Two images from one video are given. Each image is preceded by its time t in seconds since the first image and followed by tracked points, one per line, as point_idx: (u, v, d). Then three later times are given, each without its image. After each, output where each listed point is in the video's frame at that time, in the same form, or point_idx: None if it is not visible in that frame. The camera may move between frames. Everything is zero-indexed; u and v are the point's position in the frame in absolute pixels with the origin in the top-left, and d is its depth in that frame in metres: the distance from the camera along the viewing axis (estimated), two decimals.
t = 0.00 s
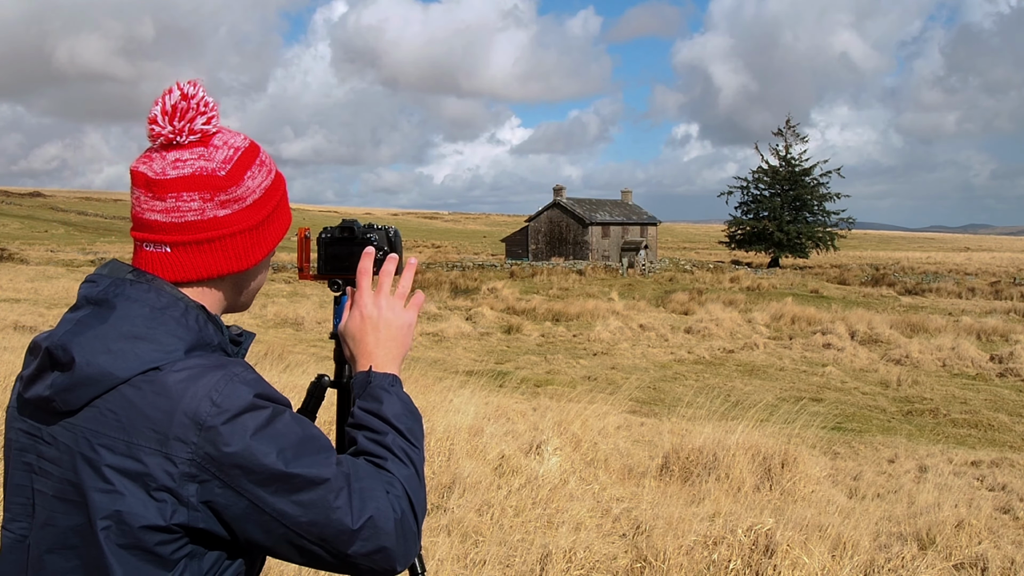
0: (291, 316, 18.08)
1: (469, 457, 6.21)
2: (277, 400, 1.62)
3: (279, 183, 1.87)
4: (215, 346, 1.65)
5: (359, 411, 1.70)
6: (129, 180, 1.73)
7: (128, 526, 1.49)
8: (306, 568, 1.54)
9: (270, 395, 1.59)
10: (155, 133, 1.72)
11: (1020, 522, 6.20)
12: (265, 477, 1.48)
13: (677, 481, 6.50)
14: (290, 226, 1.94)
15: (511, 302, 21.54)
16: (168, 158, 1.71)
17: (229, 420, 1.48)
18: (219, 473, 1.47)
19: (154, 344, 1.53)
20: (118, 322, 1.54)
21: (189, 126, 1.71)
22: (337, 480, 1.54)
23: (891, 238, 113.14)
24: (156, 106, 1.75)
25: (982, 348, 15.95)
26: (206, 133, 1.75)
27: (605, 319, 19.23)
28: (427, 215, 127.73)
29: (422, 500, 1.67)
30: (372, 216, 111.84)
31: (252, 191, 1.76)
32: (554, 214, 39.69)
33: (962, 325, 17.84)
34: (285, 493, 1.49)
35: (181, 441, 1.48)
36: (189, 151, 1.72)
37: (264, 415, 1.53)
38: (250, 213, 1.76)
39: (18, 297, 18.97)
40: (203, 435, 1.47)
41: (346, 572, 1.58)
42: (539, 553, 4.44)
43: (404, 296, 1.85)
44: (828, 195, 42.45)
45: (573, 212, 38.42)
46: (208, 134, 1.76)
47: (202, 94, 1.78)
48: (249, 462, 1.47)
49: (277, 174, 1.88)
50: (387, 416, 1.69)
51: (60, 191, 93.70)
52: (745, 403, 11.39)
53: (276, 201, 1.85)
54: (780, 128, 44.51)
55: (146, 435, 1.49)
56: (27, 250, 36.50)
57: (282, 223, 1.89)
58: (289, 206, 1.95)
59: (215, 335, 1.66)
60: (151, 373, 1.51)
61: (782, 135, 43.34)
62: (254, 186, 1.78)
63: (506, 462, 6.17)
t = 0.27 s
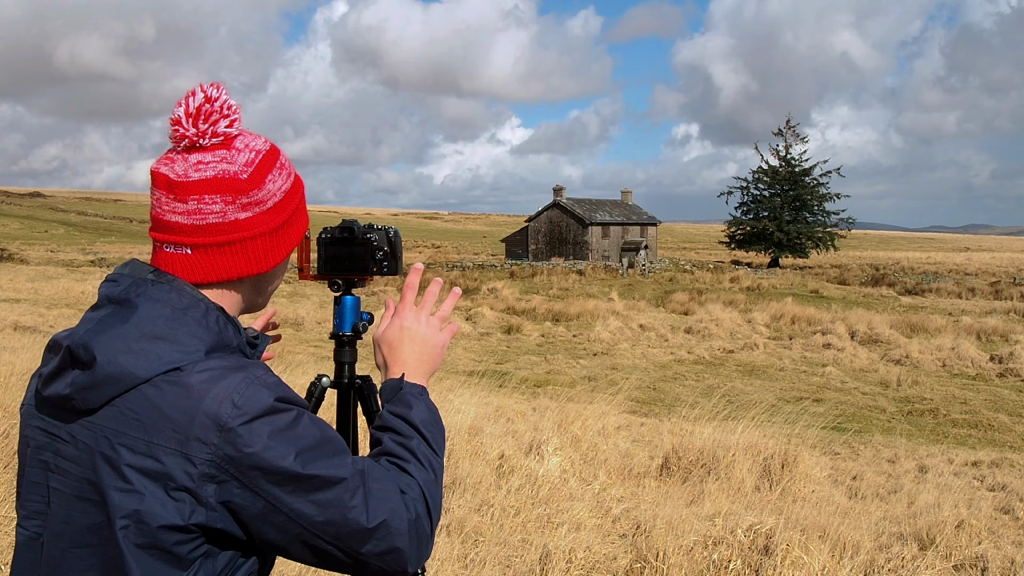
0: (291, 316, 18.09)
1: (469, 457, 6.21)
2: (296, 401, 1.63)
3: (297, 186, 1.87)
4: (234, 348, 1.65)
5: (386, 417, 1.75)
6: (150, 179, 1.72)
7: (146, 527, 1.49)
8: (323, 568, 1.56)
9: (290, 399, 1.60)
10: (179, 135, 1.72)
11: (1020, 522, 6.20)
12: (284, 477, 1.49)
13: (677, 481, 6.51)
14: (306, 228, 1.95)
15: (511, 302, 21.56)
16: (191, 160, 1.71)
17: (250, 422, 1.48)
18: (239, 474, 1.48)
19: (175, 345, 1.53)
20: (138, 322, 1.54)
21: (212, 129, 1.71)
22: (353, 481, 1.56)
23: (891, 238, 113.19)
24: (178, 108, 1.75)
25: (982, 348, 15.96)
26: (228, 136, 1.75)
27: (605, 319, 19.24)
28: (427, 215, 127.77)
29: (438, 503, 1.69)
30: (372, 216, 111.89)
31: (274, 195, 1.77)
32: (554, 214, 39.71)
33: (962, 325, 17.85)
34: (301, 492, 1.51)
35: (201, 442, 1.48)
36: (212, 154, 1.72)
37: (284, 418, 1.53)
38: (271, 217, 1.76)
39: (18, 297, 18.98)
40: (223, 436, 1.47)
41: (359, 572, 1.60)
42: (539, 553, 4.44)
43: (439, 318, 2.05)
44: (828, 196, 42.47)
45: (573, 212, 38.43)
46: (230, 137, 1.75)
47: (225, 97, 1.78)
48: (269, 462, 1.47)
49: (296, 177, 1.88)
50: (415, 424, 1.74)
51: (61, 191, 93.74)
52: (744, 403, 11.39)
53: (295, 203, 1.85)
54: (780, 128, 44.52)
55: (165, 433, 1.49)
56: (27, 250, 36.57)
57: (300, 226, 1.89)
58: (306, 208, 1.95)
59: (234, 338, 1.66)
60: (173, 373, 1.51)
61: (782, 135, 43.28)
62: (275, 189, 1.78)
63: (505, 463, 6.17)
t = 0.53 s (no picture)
0: (291, 316, 18.08)
1: (469, 458, 6.21)
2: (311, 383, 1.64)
3: (292, 174, 1.86)
4: (246, 338, 1.65)
5: (403, 373, 1.74)
6: (144, 183, 1.72)
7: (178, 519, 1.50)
8: (356, 534, 1.58)
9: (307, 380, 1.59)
10: (166, 136, 1.72)
11: (1020, 522, 6.20)
12: (311, 457, 1.49)
13: (677, 481, 6.50)
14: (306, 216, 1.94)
15: (511, 302, 21.55)
16: (180, 160, 1.70)
17: (274, 408, 1.49)
18: (267, 458, 1.48)
19: (189, 338, 1.53)
20: (156, 315, 1.53)
21: (198, 127, 1.70)
22: (377, 448, 1.56)
23: (890, 238, 113.24)
24: (164, 109, 1.74)
25: (982, 348, 15.96)
26: (216, 132, 1.74)
27: (605, 319, 19.24)
28: (427, 215, 127.77)
29: (461, 455, 1.71)
30: (371, 216, 111.90)
31: (267, 185, 1.75)
32: (554, 214, 39.71)
33: (962, 325, 17.84)
34: (327, 467, 1.51)
35: (227, 434, 1.48)
36: (201, 151, 1.71)
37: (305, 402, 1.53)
38: (267, 209, 1.75)
39: (18, 297, 18.97)
40: (246, 425, 1.48)
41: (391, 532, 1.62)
42: (539, 553, 4.43)
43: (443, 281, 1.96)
44: (828, 196, 42.47)
45: (573, 212, 38.43)
46: (218, 132, 1.74)
47: (209, 92, 1.77)
48: (294, 446, 1.47)
49: (290, 164, 1.87)
50: (434, 384, 1.74)
51: (60, 191, 93.75)
52: (744, 403, 11.39)
53: (292, 192, 1.84)
54: (780, 129, 44.50)
55: (191, 426, 1.49)
56: (28, 250, 36.55)
57: (298, 215, 1.89)
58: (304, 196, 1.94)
59: (245, 328, 1.66)
60: (191, 367, 1.51)
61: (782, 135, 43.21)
62: (268, 180, 1.77)
63: (505, 463, 6.16)
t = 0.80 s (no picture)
0: (291, 316, 18.08)
1: (469, 458, 6.21)
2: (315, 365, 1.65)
3: (284, 168, 1.85)
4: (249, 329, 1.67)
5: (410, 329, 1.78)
6: (134, 185, 1.72)
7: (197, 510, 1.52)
8: (374, 497, 1.62)
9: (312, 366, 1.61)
10: (155, 137, 1.72)
11: (1020, 522, 6.20)
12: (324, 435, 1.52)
13: (677, 481, 6.51)
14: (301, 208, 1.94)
15: (511, 302, 21.55)
16: (170, 160, 1.70)
17: (283, 395, 1.50)
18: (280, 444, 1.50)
19: (192, 333, 1.53)
20: (162, 312, 1.53)
21: (186, 126, 1.70)
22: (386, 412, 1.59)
23: (890, 238, 113.24)
24: (150, 110, 1.74)
25: (982, 348, 15.95)
26: (204, 130, 1.74)
27: (605, 319, 19.23)
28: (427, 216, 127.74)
29: (468, 407, 1.73)
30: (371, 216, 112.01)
31: (258, 181, 1.75)
32: (554, 214, 39.69)
33: (962, 325, 17.85)
34: (339, 440, 1.54)
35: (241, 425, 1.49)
36: (191, 151, 1.71)
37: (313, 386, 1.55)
38: (259, 204, 1.75)
39: (18, 297, 18.97)
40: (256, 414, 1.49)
41: (408, 489, 1.65)
42: (539, 553, 4.44)
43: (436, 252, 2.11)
44: (828, 196, 42.46)
45: (573, 212, 38.42)
46: (206, 131, 1.74)
47: (195, 91, 1.76)
48: (306, 426, 1.50)
49: (281, 158, 1.86)
50: (440, 338, 1.76)
51: (60, 191, 93.70)
52: (744, 403, 11.39)
53: (284, 186, 1.84)
54: (780, 129, 44.48)
55: (205, 418, 1.49)
56: (27, 250, 36.49)
57: (293, 210, 1.89)
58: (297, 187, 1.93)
59: (246, 320, 1.67)
60: (197, 362, 1.51)
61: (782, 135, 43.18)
62: (259, 176, 1.77)
63: (505, 463, 6.16)
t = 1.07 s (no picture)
0: (291, 316, 18.07)
1: (469, 457, 6.21)
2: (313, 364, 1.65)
3: (282, 167, 1.86)
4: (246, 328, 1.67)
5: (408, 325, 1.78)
6: (134, 184, 1.72)
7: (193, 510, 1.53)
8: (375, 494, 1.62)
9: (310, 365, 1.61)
10: (154, 134, 1.72)
11: (1020, 522, 6.20)
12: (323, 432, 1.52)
13: (677, 481, 6.51)
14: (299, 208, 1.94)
15: (511, 302, 21.54)
16: (169, 159, 1.70)
17: (281, 393, 1.50)
18: (278, 443, 1.50)
19: (189, 332, 1.53)
20: (158, 311, 1.53)
21: (186, 124, 1.71)
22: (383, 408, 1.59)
23: (890, 238, 113.26)
24: (149, 109, 1.74)
25: (982, 348, 15.95)
26: (204, 129, 1.74)
27: (605, 319, 19.23)
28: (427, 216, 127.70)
29: (467, 402, 1.73)
30: (371, 216, 111.99)
31: (258, 179, 1.76)
32: (554, 214, 39.68)
33: (962, 325, 17.84)
34: (337, 436, 1.54)
35: (238, 424, 1.49)
36: (190, 149, 1.71)
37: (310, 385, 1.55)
38: (258, 203, 1.76)
39: (19, 297, 18.97)
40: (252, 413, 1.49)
41: (408, 485, 1.65)
42: (539, 553, 4.44)
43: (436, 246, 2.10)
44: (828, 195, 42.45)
45: (573, 212, 38.41)
46: (205, 129, 1.74)
47: (194, 91, 1.77)
48: (304, 424, 1.50)
49: (278, 158, 1.86)
50: (438, 333, 1.76)
51: (60, 191, 93.68)
52: (744, 403, 11.39)
53: (283, 185, 1.84)
54: (780, 128, 44.45)
55: (202, 418, 1.50)
56: (28, 250, 36.47)
57: (291, 209, 1.88)
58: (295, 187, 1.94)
59: (242, 319, 1.67)
60: (194, 362, 1.51)
61: (782, 135, 43.13)
62: (259, 174, 1.77)
63: (505, 462, 6.16)
